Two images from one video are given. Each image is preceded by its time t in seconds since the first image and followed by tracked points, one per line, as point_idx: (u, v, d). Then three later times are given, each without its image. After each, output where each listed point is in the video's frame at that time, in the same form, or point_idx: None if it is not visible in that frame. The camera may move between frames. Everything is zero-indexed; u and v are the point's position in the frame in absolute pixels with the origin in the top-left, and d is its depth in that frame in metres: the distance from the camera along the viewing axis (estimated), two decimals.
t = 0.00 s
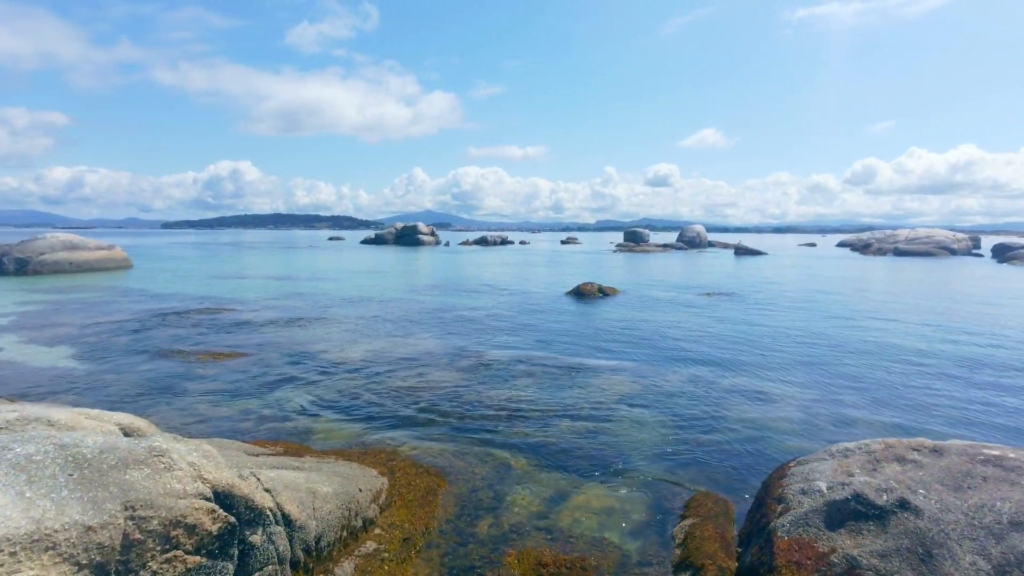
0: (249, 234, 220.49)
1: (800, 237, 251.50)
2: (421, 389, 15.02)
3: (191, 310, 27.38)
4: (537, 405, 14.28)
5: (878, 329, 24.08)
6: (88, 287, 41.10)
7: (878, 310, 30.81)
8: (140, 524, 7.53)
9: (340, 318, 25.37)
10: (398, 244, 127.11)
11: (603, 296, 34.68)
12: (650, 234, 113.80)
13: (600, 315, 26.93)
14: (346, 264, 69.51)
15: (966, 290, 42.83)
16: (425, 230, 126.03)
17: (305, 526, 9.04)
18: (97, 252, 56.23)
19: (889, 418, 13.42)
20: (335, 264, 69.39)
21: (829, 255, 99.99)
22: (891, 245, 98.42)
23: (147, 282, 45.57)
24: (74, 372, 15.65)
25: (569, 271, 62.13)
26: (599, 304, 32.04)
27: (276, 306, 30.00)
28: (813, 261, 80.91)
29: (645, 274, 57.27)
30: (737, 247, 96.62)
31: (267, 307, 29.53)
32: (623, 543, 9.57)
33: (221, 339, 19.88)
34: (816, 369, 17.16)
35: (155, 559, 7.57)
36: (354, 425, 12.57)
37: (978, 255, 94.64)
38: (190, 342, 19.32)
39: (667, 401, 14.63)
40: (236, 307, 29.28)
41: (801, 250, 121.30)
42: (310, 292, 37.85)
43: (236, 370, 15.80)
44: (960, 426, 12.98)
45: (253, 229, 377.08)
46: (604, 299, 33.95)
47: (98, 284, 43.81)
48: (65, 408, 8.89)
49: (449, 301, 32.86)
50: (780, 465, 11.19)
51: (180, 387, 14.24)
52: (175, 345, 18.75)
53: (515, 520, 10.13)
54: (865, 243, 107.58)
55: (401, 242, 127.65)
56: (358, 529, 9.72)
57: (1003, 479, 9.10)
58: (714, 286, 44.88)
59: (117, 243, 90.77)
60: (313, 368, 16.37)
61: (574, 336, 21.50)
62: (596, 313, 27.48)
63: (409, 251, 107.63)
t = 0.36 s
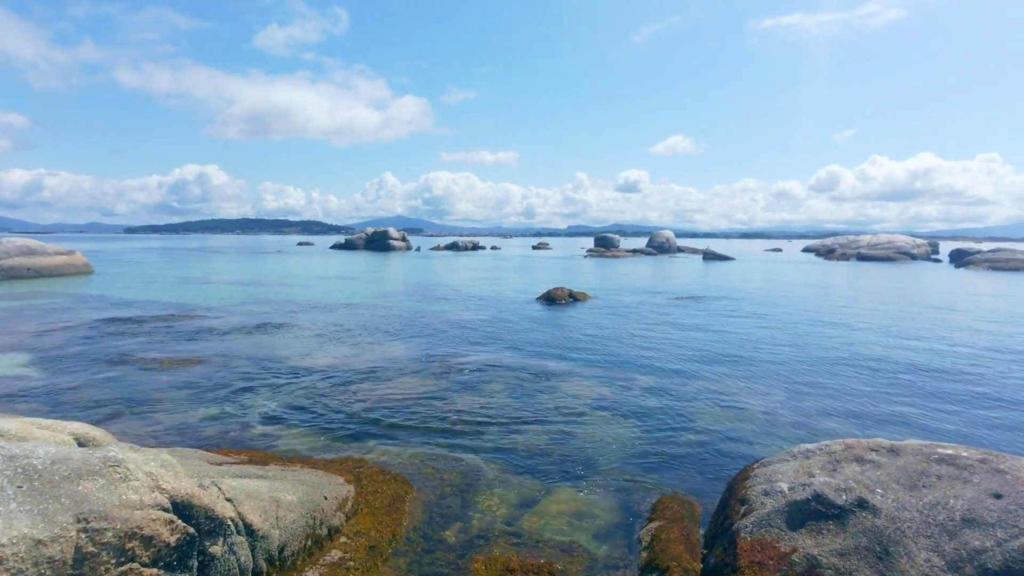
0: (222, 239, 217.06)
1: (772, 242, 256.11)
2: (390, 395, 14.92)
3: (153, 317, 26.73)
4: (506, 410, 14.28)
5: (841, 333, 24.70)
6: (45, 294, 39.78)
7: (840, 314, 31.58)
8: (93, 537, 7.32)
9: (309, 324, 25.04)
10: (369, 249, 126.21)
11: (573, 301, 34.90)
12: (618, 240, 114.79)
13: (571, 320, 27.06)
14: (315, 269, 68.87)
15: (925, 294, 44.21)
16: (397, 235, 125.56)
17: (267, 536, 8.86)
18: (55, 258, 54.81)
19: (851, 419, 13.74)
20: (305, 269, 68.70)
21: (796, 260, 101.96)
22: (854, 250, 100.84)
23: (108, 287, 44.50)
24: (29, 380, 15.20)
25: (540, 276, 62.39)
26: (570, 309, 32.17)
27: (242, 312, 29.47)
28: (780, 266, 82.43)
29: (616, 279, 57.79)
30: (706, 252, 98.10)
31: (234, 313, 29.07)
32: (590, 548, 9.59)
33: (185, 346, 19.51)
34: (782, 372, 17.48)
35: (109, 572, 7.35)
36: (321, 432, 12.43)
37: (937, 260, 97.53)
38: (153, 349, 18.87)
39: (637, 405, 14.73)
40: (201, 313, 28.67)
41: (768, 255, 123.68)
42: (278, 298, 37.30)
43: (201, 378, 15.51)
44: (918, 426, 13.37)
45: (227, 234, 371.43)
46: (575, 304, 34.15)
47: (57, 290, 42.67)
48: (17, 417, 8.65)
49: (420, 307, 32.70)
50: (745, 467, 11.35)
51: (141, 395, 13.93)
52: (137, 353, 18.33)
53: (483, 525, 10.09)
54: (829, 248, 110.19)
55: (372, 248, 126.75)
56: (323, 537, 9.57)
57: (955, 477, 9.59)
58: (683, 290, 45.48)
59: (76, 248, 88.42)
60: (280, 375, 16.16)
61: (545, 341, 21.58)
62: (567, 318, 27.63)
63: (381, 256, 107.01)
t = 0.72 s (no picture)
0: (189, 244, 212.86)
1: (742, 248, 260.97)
2: (355, 402, 14.81)
3: (111, 325, 25.99)
4: (473, 417, 14.28)
5: (801, 337, 25.44)
6: None
7: (799, 318, 32.52)
8: (38, 552, 7.03)
9: (274, 332, 24.69)
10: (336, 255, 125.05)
11: (541, 307, 35.16)
12: (586, 246, 116.07)
13: (538, 325, 27.23)
14: (280, 276, 68.09)
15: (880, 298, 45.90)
16: (363, 242, 125.13)
17: (226, 547, 8.62)
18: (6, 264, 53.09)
19: (810, 420, 14.13)
20: (269, 275, 67.82)
21: (761, 266, 104.29)
22: (814, 256, 103.73)
23: (62, 295, 43.21)
24: None
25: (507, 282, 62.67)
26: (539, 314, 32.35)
27: (203, 319, 28.92)
28: (744, 272, 84.18)
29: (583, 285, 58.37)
30: (671, 258, 99.83)
31: (195, 320, 28.52)
32: (556, 552, 9.60)
33: (143, 355, 19.06)
34: (744, 376, 17.88)
35: None
36: (284, 441, 12.27)
37: (894, 265, 100.94)
38: (109, 358, 18.38)
39: (603, 410, 14.86)
40: (161, 320, 27.99)
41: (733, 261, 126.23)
42: (242, 305, 36.63)
43: (160, 387, 15.17)
44: (873, 426, 13.83)
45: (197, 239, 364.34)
46: (542, 309, 34.39)
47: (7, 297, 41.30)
48: None
49: (387, 313, 32.50)
50: (708, 469, 11.51)
51: (97, 405, 13.56)
52: (92, 361, 17.83)
53: (448, 533, 10.02)
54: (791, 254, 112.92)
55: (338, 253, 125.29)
56: (284, 548, 9.39)
57: (908, 475, 9.93)
58: (650, 296, 46.18)
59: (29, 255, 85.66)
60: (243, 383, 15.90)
61: (513, 346, 21.68)
62: (534, 323, 27.83)
63: (349, 262, 106.25)
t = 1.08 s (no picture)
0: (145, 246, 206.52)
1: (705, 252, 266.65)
2: (314, 408, 14.62)
3: (54, 331, 24.96)
4: (433, 421, 14.24)
5: (755, 338, 26.23)
6: None
7: (751, 320, 33.54)
8: None
9: (228, 337, 24.14)
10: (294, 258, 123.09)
11: (503, 310, 35.33)
12: (547, 249, 117.15)
13: (499, 329, 27.35)
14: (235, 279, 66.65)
15: (831, 300, 47.69)
16: (323, 245, 123.54)
17: (176, 559, 8.32)
18: None
19: (763, 419, 14.57)
20: (225, 279, 66.32)
21: (718, 269, 106.99)
22: (768, 259, 107.03)
23: None
24: None
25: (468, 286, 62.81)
26: (500, 317, 32.48)
27: (154, 324, 28.07)
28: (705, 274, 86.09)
29: (543, 289, 58.88)
30: (632, 261, 101.59)
31: (146, 325, 27.64)
32: (516, 556, 9.62)
33: (90, 362, 18.37)
34: (703, 377, 18.30)
35: None
36: (240, 449, 12.02)
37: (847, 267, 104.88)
38: (53, 366, 17.66)
39: (565, 412, 15.01)
40: (109, 326, 27.03)
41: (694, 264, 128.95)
42: (195, 310, 35.65)
43: (108, 395, 14.66)
44: (823, 424, 14.34)
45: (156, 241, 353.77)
46: (504, 312, 34.57)
47: None
48: None
49: (349, 318, 32.13)
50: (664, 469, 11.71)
51: (39, 416, 13.01)
52: (35, 370, 17.09)
53: (408, 539, 9.94)
54: (748, 257, 116.17)
55: (298, 257, 123.07)
56: (237, 558, 9.15)
57: (854, 471, 10.29)
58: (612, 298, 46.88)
59: None
60: (196, 391, 15.50)
61: (474, 350, 21.72)
62: (495, 327, 27.95)
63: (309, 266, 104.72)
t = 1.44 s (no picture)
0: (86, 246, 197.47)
1: (661, 252, 272.49)
2: (262, 413, 14.35)
3: None
4: (385, 424, 14.17)
5: (701, 337, 27.15)
6: None
7: (697, 319, 34.58)
8: None
9: (172, 341, 23.40)
10: (242, 259, 119.89)
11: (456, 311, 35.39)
12: (501, 250, 117.70)
13: (452, 330, 27.39)
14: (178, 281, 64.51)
15: (772, 299, 49.76)
16: (271, 246, 120.82)
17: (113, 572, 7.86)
18: None
19: (708, 415, 15.12)
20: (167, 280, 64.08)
21: (670, 270, 109.65)
22: (717, 260, 110.34)
23: None
24: None
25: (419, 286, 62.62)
26: (454, 318, 32.52)
27: (91, 328, 26.93)
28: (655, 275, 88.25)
29: (496, 289, 59.25)
30: (585, 262, 103.13)
31: (82, 329, 26.49)
32: (467, 557, 9.66)
33: (21, 368, 17.52)
34: (651, 375, 18.84)
35: None
36: (184, 457, 11.72)
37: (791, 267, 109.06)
38: None
39: (518, 412, 15.19)
40: (42, 330, 25.76)
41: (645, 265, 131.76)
42: (135, 313, 34.35)
43: (40, 403, 14.03)
44: (763, 419, 14.99)
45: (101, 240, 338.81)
46: (457, 313, 34.63)
47: None
48: None
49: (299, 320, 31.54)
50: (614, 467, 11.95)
51: None
52: None
53: (358, 543, 9.85)
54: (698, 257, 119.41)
55: (245, 258, 119.89)
56: (180, 568, 8.76)
57: (793, 464, 10.71)
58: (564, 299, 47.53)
59: None
60: (137, 397, 15.01)
61: (428, 352, 21.68)
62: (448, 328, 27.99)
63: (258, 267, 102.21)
